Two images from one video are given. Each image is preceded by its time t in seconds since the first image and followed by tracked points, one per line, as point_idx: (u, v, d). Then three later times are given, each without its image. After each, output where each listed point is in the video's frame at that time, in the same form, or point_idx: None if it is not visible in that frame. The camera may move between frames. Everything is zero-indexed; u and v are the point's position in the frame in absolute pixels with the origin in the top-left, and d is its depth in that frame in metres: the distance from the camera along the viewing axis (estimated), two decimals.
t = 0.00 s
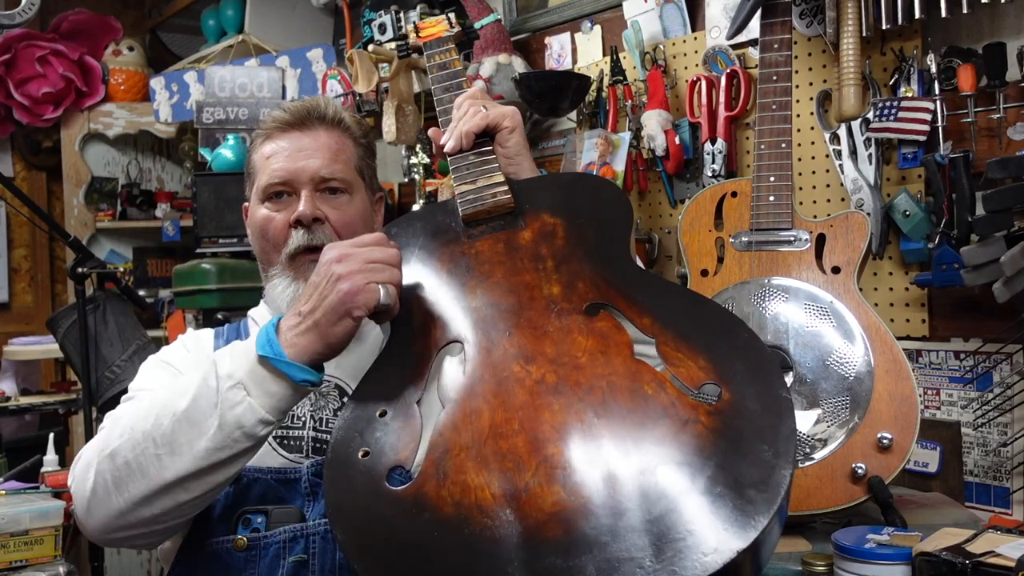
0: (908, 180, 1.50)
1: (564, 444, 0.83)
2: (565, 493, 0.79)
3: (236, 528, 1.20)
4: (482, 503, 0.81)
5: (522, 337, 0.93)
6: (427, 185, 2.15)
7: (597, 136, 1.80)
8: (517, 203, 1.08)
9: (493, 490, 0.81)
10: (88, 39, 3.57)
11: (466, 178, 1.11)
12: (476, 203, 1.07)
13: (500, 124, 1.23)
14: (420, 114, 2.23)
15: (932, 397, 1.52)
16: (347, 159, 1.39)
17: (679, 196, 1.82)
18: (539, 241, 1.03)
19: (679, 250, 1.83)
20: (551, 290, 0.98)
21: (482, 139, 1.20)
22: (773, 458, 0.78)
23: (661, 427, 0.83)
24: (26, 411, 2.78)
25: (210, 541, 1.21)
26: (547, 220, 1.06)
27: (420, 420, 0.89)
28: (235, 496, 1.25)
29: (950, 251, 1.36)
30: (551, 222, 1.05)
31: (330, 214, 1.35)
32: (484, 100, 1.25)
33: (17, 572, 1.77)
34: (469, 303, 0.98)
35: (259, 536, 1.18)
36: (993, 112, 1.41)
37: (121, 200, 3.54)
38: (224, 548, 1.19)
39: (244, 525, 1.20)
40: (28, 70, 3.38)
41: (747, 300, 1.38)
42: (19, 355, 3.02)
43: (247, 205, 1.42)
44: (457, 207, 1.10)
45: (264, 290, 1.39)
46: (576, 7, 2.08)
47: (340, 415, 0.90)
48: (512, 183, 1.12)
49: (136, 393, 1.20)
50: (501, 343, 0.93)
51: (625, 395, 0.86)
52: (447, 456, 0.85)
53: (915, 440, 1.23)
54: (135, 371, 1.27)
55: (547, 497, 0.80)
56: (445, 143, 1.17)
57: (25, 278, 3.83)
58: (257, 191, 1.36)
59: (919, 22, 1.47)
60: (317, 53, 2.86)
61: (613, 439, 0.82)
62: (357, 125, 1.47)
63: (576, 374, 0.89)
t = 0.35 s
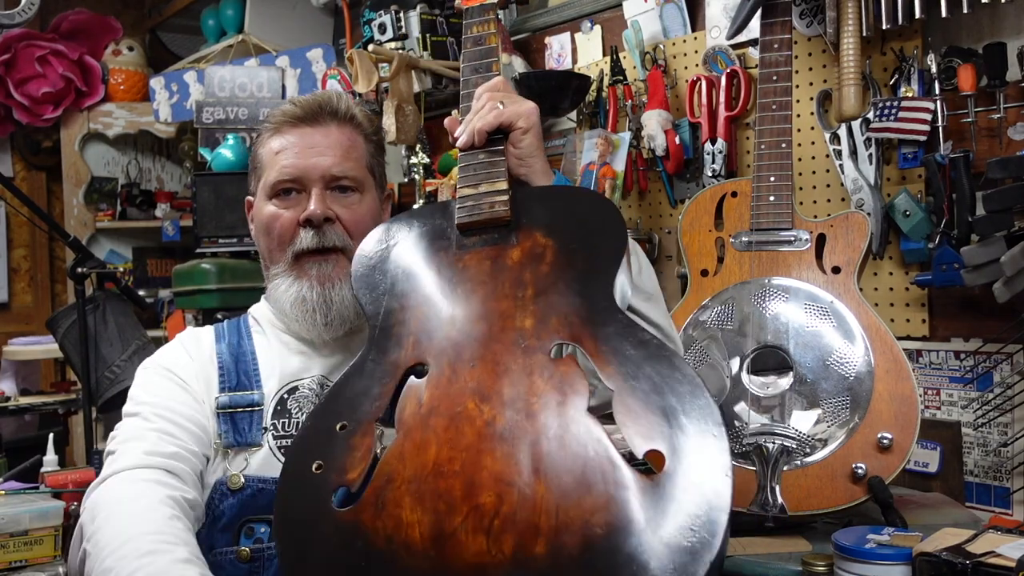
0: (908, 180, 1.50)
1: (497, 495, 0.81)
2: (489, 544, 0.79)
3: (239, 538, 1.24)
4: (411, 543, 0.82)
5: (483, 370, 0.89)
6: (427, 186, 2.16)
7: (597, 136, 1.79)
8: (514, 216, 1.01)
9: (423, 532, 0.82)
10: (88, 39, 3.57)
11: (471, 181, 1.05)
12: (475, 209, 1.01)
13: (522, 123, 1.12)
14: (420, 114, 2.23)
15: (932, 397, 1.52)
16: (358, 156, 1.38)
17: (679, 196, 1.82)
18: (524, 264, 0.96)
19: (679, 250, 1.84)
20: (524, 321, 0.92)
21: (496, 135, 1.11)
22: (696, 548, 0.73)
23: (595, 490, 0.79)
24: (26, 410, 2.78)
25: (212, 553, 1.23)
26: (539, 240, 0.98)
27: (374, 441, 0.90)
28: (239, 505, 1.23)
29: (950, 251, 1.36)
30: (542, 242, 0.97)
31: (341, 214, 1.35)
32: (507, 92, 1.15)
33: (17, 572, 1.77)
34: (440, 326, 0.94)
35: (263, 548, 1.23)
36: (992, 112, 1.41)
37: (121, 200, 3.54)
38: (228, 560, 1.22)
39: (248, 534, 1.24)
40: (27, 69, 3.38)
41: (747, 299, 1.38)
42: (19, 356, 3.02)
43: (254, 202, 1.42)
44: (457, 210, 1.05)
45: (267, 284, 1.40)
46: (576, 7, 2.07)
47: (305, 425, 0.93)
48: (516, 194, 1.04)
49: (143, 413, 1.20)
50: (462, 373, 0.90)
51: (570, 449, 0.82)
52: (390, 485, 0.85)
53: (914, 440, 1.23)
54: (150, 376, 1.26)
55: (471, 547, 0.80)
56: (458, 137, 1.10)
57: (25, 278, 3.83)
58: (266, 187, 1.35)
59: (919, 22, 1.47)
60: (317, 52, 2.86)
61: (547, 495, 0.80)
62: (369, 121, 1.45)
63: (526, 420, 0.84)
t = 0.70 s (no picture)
0: (908, 180, 1.50)
1: (470, 497, 0.82)
2: (460, 546, 0.80)
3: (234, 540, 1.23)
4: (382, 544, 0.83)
5: (463, 370, 0.90)
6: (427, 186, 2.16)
7: (597, 136, 1.79)
8: (501, 211, 1.02)
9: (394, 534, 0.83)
10: (88, 40, 3.56)
11: (459, 176, 1.06)
12: (460, 206, 1.02)
13: (512, 118, 1.12)
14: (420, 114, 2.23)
15: (932, 397, 1.52)
16: (356, 153, 1.39)
17: (679, 196, 1.82)
18: (508, 261, 0.97)
19: (679, 250, 1.84)
20: (505, 319, 0.92)
21: (487, 130, 1.11)
22: (673, 554, 0.73)
23: (571, 493, 0.79)
24: (26, 410, 2.77)
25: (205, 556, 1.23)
26: (525, 236, 0.98)
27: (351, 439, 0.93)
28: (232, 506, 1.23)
29: (950, 251, 1.36)
30: (528, 239, 0.98)
31: (340, 210, 1.35)
32: (499, 87, 1.15)
33: (17, 572, 1.77)
34: (423, 324, 0.96)
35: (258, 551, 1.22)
36: (993, 112, 1.41)
37: (121, 199, 3.54)
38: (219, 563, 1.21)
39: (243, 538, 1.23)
40: (28, 70, 3.38)
41: (747, 300, 1.38)
42: (19, 356, 3.02)
43: (253, 198, 1.42)
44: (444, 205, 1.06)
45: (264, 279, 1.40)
46: (576, 7, 2.08)
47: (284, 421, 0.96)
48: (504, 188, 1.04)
49: (130, 405, 1.21)
50: (441, 372, 0.91)
51: (545, 453, 0.82)
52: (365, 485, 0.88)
53: (915, 440, 1.23)
54: (147, 372, 1.28)
55: (442, 550, 0.81)
56: (447, 132, 1.11)
57: (25, 278, 3.83)
58: (264, 184, 1.36)
59: (919, 22, 1.47)
60: (317, 52, 2.86)
61: (521, 498, 0.80)
62: (367, 119, 1.45)
63: (503, 422, 0.85)
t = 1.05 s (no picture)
0: (908, 180, 1.50)
1: (468, 496, 0.83)
2: (459, 546, 0.81)
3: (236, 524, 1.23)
4: (381, 548, 0.84)
5: (454, 372, 0.90)
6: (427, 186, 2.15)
7: (597, 136, 1.79)
8: (483, 218, 1.01)
9: (393, 537, 0.84)
10: (88, 39, 3.56)
11: (439, 187, 1.04)
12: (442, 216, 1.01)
13: (489, 127, 1.12)
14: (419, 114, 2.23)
15: (932, 397, 1.52)
16: (352, 157, 1.41)
17: (679, 196, 1.82)
18: (494, 265, 0.97)
19: (679, 250, 1.84)
20: (493, 321, 0.93)
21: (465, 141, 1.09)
22: (674, 541, 0.74)
23: (570, 486, 0.80)
24: (26, 410, 2.78)
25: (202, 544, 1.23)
26: (509, 241, 0.98)
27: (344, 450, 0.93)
28: (233, 491, 1.24)
29: (950, 251, 1.36)
30: (512, 243, 0.98)
31: (335, 212, 1.36)
32: (474, 100, 1.14)
33: (17, 572, 1.77)
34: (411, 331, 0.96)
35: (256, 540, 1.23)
36: (992, 112, 1.41)
37: (121, 200, 3.54)
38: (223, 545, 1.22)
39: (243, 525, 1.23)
40: (28, 70, 3.38)
41: (747, 300, 1.38)
42: (19, 356, 3.02)
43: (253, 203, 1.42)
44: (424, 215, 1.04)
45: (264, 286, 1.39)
46: (576, 7, 2.08)
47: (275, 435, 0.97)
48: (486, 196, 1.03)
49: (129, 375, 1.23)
50: (432, 376, 0.91)
51: (540, 449, 0.83)
52: (360, 491, 0.88)
53: (915, 440, 1.23)
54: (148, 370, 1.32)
55: (442, 549, 0.81)
56: (425, 146, 1.09)
57: (25, 278, 3.83)
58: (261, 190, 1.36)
59: (919, 22, 1.47)
60: (317, 53, 2.87)
61: (518, 496, 0.81)
62: (362, 125, 1.48)
63: (496, 420, 0.86)
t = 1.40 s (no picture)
0: (908, 180, 1.50)
1: (460, 509, 0.84)
2: (451, 557, 0.83)
3: (234, 533, 1.21)
4: (375, 557, 0.86)
5: (449, 382, 0.90)
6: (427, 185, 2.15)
7: (597, 136, 1.79)
8: (483, 226, 1.01)
9: (387, 547, 0.85)
10: (88, 39, 3.56)
11: (442, 192, 1.04)
12: (443, 222, 1.00)
13: (491, 132, 1.12)
14: (420, 114, 2.22)
15: (932, 397, 1.52)
16: (361, 161, 1.38)
17: (679, 196, 1.82)
18: (492, 274, 0.96)
19: (679, 250, 1.83)
20: (489, 330, 0.92)
21: (468, 146, 1.09)
22: (660, 558, 0.74)
23: (559, 500, 0.81)
24: (27, 410, 2.78)
25: (205, 549, 1.21)
26: (508, 249, 0.97)
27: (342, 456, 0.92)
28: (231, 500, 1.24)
29: (950, 251, 1.36)
30: (510, 252, 0.97)
31: (343, 217, 1.34)
32: (477, 103, 1.15)
33: (17, 572, 1.77)
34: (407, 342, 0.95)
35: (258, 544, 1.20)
36: (993, 112, 1.41)
37: (121, 200, 3.55)
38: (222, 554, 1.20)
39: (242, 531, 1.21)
40: (27, 70, 3.37)
41: (747, 300, 1.37)
42: (19, 356, 3.02)
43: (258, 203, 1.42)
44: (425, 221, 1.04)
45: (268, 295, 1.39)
46: (576, 7, 2.07)
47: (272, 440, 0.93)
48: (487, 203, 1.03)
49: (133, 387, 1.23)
50: (427, 386, 0.91)
51: (532, 462, 0.83)
52: (354, 501, 0.88)
53: (915, 440, 1.23)
54: (149, 364, 1.28)
55: (434, 560, 0.83)
56: (428, 149, 1.10)
57: (25, 278, 3.83)
58: (269, 190, 1.35)
59: (919, 22, 1.47)
60: (317, 53, 2.86)
61: (508, 510, 0.82)
62: (370, 127, 1.45)
63: (490, 433, 0.86)
